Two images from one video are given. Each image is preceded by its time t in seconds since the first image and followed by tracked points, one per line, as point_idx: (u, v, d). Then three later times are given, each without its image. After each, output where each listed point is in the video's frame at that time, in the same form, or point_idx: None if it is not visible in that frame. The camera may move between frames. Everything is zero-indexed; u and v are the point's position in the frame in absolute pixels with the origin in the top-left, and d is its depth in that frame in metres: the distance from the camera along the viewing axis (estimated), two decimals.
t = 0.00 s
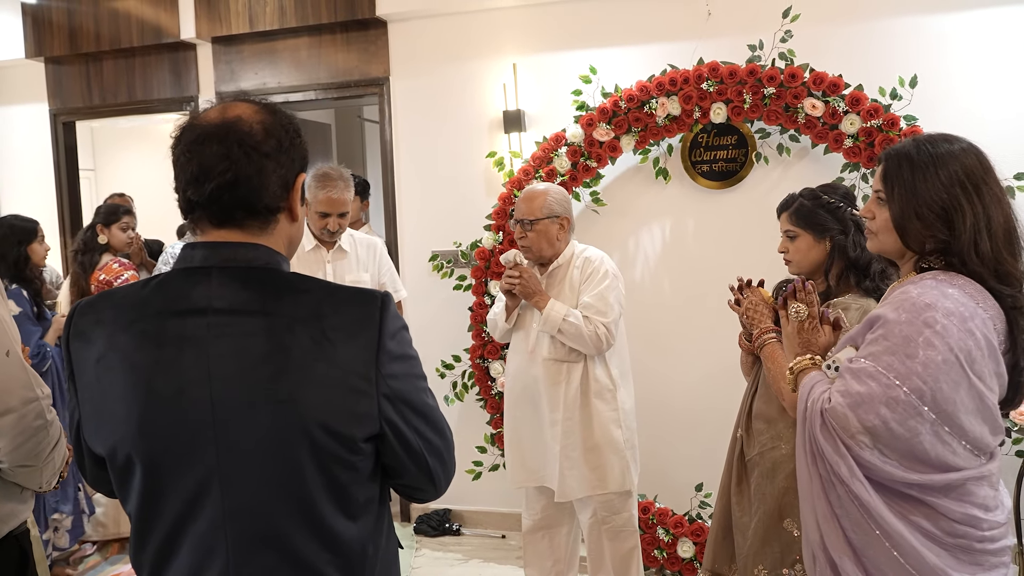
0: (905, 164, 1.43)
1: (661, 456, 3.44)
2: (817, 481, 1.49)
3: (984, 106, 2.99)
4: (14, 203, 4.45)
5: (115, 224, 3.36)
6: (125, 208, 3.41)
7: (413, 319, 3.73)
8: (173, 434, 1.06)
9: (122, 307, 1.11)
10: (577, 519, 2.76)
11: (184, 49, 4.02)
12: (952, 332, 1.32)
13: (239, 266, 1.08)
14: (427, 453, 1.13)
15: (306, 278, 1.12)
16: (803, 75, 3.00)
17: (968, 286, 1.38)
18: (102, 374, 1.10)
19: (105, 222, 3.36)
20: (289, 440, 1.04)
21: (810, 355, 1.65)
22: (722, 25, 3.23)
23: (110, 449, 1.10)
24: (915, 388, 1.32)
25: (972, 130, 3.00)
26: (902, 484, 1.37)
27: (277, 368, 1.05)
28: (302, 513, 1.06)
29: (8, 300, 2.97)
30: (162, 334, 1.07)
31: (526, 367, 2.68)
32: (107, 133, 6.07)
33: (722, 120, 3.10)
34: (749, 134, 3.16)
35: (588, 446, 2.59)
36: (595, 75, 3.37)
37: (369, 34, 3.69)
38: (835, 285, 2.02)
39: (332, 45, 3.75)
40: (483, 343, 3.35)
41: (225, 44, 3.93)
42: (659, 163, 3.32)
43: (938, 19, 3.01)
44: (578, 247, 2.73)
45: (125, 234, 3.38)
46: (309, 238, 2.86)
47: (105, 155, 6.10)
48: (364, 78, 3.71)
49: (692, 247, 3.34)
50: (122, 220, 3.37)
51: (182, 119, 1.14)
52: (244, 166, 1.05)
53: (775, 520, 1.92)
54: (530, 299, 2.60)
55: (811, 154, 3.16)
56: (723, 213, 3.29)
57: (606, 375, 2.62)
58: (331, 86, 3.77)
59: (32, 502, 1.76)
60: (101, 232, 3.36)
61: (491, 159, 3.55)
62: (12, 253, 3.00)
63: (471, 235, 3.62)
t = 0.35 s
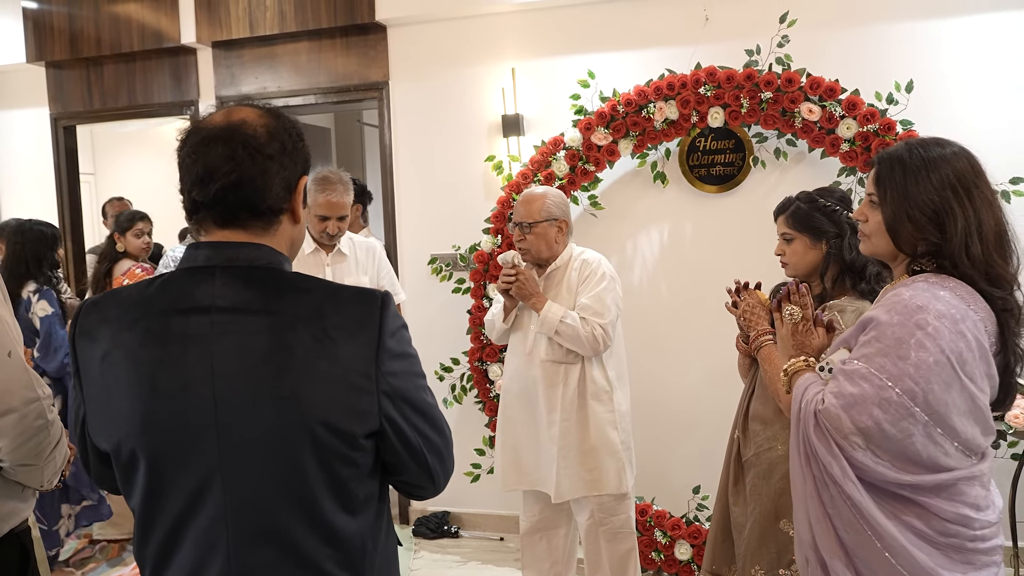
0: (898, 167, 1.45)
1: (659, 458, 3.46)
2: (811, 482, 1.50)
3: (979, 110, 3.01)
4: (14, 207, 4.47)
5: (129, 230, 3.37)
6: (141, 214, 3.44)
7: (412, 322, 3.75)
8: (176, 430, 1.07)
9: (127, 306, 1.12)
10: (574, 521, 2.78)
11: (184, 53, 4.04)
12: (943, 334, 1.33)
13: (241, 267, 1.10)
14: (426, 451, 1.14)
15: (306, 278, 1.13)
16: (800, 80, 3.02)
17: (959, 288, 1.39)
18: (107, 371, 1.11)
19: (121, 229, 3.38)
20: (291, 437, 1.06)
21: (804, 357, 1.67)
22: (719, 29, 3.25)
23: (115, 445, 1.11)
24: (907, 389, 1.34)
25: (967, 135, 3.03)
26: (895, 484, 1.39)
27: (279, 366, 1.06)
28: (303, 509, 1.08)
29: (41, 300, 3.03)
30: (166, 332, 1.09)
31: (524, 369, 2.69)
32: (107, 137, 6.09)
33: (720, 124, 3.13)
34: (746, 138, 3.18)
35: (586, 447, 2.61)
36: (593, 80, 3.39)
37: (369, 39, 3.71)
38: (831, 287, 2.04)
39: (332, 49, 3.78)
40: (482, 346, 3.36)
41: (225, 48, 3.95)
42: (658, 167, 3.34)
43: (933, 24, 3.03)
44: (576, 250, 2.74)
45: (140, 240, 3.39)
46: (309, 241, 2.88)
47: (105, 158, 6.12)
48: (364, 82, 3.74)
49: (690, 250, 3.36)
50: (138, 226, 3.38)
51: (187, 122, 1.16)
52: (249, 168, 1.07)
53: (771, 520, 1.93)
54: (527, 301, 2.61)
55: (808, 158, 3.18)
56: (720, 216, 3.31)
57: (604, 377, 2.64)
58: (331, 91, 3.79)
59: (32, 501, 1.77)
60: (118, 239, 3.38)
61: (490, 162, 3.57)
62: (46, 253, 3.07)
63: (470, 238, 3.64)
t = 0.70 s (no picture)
0: (892, 176, 1.47)
1: (658, 465, 3.47)
2: (807, 489, 1.52)
3: (973, 119, 3.04)
4: (15, 217, 4.49)
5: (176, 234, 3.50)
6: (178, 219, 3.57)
7: (412, 330, 3.76)
8: (182, 437, 1.09)
9: (133, 315, 1.14)
10: (574, 528, 2.79)
11: (185, 63, 4.07)
12: (937, 343, 1.35)
13: (246, 277, 1.12)
14: (427, 458, 1.16)
15: (310, 288, 1.15)
16: (796, 88, 3.05)
17: (952, 297, 1.41)
18: (114, 379, 1.13)
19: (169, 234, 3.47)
20: (294, 444, 1.07)
21: (800, 364, 1.68)
22: (716, 39, 3.28)
23: (121, 452, 1.13)
24: (901, 397, 1.35)
25: (962, 143, 3.05)
26: (889, 491, 1.40)
27: (282, 374, 1.08)
28: (306, 515, 1.09)
29: (76, 305, 3.13)
30: (172, 340, 1.10)
31: (523, 377, 2.71)
32: (108, 145, 6.12)
33: (717, 133, 3.15)
34: (744, 146, 3.20)
35: (585, 455, 2.62)
36: (592, 89, 3.42)
37: (369, 48, 3.74)
38: (828, 295, 2.06)
39: (332, 59, 3.80)
40: (482, 353, 3.38)
41: (225, 58, 3.98)
42: (655, 175, 3.37)
43: (928, 33, 3.06)
44: (574, 259, 2.76)
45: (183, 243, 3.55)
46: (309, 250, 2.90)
47: (105, 167, 6.15)
48: (364, 91, 3.76)
49: (689, 258, 3.38)
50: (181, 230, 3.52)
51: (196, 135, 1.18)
52: (255, 179, 1.09)
53: (769, 526, 1.95)
54: (526, 309, 2.63)
55: (804, 166, 3.20)
56: (718, 224, 3.33)
57: (602, 385, 2.65)
58: (331, 100, 3.81)
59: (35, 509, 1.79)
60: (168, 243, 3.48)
61: (489, 171, 3.59)
62: (75, 260, 3.18)
63: (470, 246, 3.66)
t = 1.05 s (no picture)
0: (887, 197, 1.49)
1: (659, 484, 3.47)
2: (807, 507, 1.53)
3: (967, 137, 3.07)
4: (16, 239, 4.52)
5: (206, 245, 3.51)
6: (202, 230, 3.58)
7: (413, 348, 3.77)
8: (190, 460, 1.10)
9: (142, 339, 1.16)
10: (575, 547, 2.79)
11: (187, 85, 4.11)
12: (933, 361, 1.37)
13: (253, 301, 1.14)
14: (431, 480, 1.17)
15: (315, 311, 1.17)
16: (793, 108, 3.08)
17: (948, 315, 1.43)
18: (122, 403, 1.14)
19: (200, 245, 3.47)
20: (300, 467, 1.09)
21: (799, 383, 1.69)
22: (712, 59, 3.32)
23: (129, 476, 1.14)
24: (899, 415, 1.37)
25: (957, 161, 3.09)
26: (888, 508, 1.42)
27: (288, 397, 1.09)
28: (312, 537, 1.10)
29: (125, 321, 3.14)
30: (180, 364, 1.12)
31: (524, 396, 2.72)
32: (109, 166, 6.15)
33: (714, 152, 3.18)
34: (741, 165, 3.24)
35: (586, 473, 2.62)
36: (589, 109, 3.46)
37: (368, 70, 3.79)
38: (827, 312, 2.07)
39: (332, 81, 3.85)
40: (482, 372, 3.39)
41: (227, 80, 4.03)
42: (654, 194, 3.40)
43: (920, 53, 3.11)
44: (573, 278, 2.78)
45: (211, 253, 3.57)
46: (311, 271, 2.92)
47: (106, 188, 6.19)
48: (364, 113, 3.80)
49: (688, 275, 3.40)
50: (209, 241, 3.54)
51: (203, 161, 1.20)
52: (261, 205, 1.11)
53: (771, 543, 1.95)
54: (526, 329, 2.64)
55: (801, 185, 3.23)
56: (717, 242, 3.35)
57: (602, 404, 2.66)
58: (331, 121, 3.85)
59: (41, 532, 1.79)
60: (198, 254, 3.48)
61: (489, 191, 3.62)
62: (123, 279, 3.19)
63: (469, 266, 3.68)
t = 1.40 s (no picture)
0: (882, 215, 1.51)
1: (658, 498, 3.47)
2: (805, 522, 1.54)
3: (962, 153, 3.10)
4: (17, 253, 4.54)
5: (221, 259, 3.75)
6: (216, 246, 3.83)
7: (414, 362, 3.78)
8: (195, 477, 1.11)
9: (147, 357, 1.17)
10: (575, 562, 2.78)
11: (189, 100, 4.14)
12: (929, 377, 1.38)
13: (257, 318, 1.15)
14: (434, 497, 1.18)
15: (318, 328, 1.18)
16: (790, 124, 3.11)
17: (943, 332, 1.45)
18: (127, 420, 1.16)
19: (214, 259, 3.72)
20: (304, 484, 1.10)
21: (796, 399, 1.70)
22: (710, 76, 3.36)
23: (133, 492, 1.15)
24: (896, 431, 1.38)
25: (953, 176, 3.11)
26: (886, 523, 1.43)
27: (292, 414, 1.11)
28: (315, 553, 1.11)
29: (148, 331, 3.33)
30: (185, 382, 1.13)
31: (523, 411, 2.72)
32: (110, 180, 6.18)
33: (713, 167, 3.20)
34: (739, 180, 3.26)
35: (585, 487, 2.63)
36: (589, 125, 3.49)
37: (369, 85, 3.82)
38: (826, 327, 2.08)
39: (333, 96, 3.88)
40: (482, 387, 3.40)
41: (229, 95, 4.06)
42: (653, 209, 3.42)
43: (916, 70, 3.14)
44: (572, 293, 2.80)
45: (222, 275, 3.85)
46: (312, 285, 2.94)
47: (107, 202, 6.21)
48: (365, 128, 3.83)
49: (686, 290, 3.42)
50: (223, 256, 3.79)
51: (209, 180, 1.22)
52: (266, 224, 1.13)
53: (772, 558, 1.95)
54: (526, 343, 2.66)
55: (799, 200, 3.26)
56: (716, 257, 3.37)
57: (601, 418, 2.67)
58: (332, 136, 3.88)
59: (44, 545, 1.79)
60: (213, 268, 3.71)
61: (489, 205, 3.64)
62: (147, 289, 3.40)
63: (469, 280, 3.69)
